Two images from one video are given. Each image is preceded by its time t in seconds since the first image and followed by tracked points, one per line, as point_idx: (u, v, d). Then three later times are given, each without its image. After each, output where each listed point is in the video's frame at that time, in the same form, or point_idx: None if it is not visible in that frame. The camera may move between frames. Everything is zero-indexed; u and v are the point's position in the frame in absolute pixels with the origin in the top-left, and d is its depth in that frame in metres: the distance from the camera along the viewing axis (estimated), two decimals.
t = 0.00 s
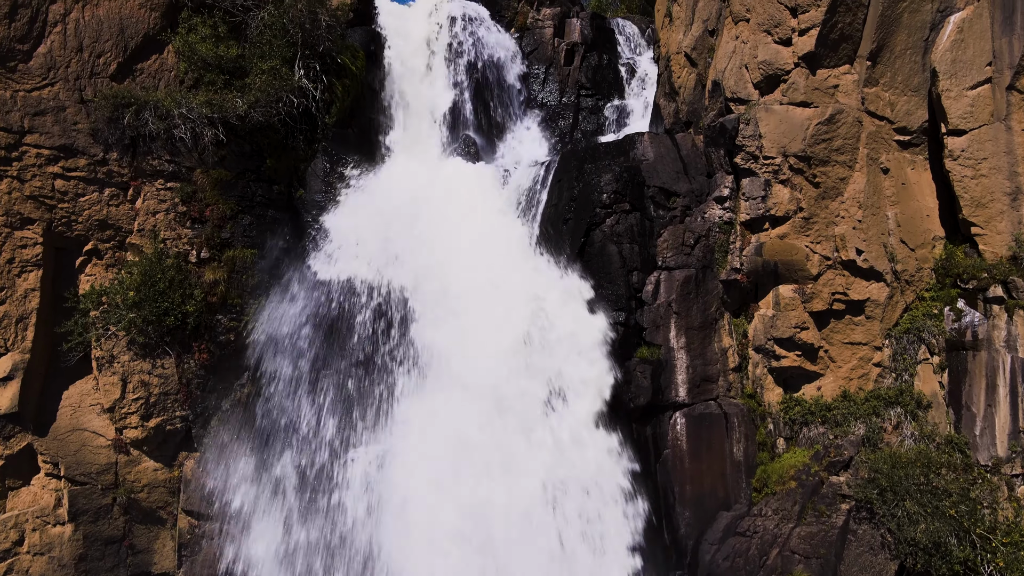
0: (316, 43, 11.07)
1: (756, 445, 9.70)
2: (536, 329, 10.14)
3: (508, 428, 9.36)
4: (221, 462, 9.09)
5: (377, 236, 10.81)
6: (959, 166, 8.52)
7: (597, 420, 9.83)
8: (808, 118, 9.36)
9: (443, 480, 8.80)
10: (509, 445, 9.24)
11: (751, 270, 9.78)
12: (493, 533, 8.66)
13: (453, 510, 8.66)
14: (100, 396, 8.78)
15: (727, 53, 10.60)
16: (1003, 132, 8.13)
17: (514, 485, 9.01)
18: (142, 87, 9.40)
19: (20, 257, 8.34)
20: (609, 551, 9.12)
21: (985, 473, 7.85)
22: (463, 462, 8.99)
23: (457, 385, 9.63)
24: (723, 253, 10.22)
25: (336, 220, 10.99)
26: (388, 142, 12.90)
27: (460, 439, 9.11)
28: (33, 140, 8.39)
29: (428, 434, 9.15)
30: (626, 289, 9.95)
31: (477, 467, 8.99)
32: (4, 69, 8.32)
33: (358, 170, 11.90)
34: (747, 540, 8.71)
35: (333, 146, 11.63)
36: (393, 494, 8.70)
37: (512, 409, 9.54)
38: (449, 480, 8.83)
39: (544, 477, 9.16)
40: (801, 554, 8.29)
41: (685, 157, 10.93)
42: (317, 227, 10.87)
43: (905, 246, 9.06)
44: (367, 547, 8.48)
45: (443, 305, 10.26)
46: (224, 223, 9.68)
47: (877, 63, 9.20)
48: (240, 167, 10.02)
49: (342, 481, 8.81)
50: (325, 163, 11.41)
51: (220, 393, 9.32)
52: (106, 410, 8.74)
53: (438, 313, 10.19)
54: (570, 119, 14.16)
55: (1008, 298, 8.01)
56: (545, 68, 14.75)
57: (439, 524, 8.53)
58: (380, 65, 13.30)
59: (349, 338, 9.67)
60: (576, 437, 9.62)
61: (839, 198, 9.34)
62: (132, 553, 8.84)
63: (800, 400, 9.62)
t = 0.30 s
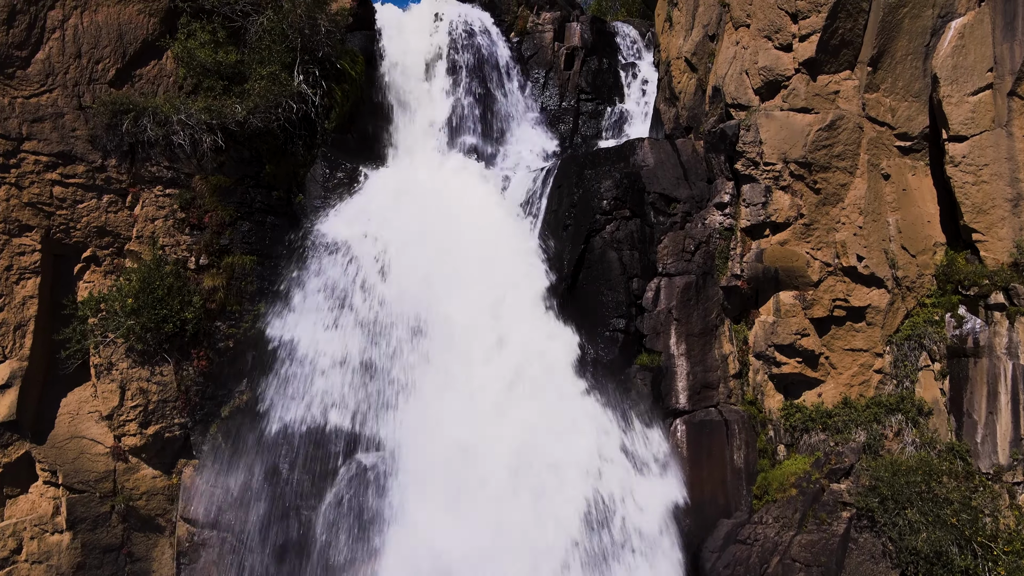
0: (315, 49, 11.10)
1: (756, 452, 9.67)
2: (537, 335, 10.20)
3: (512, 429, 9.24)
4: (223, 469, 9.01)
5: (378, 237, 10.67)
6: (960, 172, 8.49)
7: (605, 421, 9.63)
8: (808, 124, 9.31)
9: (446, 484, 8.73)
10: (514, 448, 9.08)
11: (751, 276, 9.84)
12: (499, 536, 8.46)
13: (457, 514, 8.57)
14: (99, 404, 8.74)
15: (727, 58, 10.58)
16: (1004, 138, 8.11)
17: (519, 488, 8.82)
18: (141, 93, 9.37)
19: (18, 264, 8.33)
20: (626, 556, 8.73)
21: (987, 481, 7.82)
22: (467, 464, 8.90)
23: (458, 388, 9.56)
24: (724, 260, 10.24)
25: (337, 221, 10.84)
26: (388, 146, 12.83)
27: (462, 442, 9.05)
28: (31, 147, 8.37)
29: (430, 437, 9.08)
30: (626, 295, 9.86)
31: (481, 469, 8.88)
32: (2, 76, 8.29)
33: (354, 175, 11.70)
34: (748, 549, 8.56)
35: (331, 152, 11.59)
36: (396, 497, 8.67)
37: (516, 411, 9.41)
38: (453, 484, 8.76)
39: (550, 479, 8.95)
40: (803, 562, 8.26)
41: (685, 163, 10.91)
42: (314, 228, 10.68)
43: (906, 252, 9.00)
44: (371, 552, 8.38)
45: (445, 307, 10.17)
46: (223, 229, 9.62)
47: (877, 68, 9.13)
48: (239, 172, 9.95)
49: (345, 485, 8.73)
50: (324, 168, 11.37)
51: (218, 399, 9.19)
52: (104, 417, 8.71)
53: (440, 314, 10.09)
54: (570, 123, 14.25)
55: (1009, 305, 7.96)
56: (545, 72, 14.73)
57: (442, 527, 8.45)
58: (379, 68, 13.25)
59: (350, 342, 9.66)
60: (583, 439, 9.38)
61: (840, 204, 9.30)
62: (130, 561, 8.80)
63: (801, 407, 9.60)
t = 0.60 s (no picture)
0: (315, 54, 11.06)
1: (757, 458, 9.65)
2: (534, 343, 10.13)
3: (505, 438, 9.29)
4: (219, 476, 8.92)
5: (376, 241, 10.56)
6: (961, 177, 8.48)
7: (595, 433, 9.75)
8: (809, 130, 9.30)
9: (437, 493, 8.75)
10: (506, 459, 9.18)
11: (751, 282, 9.81)
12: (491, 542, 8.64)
13: (447, 524, 8.61)
14: (96, 411, 8.70)
15: (727, 64, 10.56)
16: (1006, 143, 8.05)
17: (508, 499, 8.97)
18: (139, 99, 9.35)
19: (16, 271, 8.30)
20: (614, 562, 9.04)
21: (988, 489, 7.77)
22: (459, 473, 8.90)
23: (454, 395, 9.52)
24: (724, 266, 10.21)
25: (336, 224, 10.75)
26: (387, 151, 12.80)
27: (457, 450, 9.05)
28: (29, 153, 8.34)
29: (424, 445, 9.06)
30: (626, 301, 9.76)
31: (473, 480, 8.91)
32: None
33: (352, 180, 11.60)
34: (749, 556, 8.71)
35: (331, 158, 11.49)
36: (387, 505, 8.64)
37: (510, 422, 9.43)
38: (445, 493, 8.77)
39: (536, 491, 9.13)
40: (804, 570, 8.24)
41: (686, 168, 10.89)
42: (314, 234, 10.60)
43: (908, 258, 8.97)
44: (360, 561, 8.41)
45: (440, 315, 10.16)
46: (222, 235, 9.60)
47: (878, 74, 9.16)
48: (238, 178, 9.91)
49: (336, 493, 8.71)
50: (323, 174, 11.25)
51: (216, 406, 9.13)
52: (101, 425, 8.66)
53: (435, 321, 10.09)
54: (570, 128, 14.19)
55: (1011, 312, 7.89)
56: (545, 76, 14.71)
57: (437, 534, 8.53)
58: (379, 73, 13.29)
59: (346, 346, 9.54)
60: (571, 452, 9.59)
61: (841, 210, 9.29)
62: (128, 569, 8.78)
63: (801, 413, 9.56)
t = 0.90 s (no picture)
0: (314, 58, 11.03)
1: (758, 465, 9.52)
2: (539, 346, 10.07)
3: (512, 441, 9.14)
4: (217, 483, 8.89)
5: (380, 244, 10.56)
6: (964, 183, 8.42)
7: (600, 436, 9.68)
8: (810, 135, 9.23)
9: (442, 497, 8.62)
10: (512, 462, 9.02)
11: (752, 288, 9.78)
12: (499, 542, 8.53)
13: (451, 527, 8.46)
14: (94, 418, 8.66)
15: (727, 68, 10.53)
16: (1008, 149, 8.02)
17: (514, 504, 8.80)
18: (137, 104, 9.31)
19: (14, 277, 8.26)
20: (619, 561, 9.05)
21: (990, 496, 7.75)
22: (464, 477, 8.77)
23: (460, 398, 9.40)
24: (724, 272, 10.14)
25: (341, 227, 10.84)
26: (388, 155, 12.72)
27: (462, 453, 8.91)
28: (26, 159, 8.31)
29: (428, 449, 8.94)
30: (626, 307, 9.77)
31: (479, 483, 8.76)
32: None
33: (353, 185, 11.62)
34: (750, 564, 8.63)
35: (330, 162, 11.45)
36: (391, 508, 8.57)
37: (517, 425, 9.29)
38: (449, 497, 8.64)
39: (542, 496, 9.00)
40: None
41: (685, 173, 10.83)
42: (314, 240, 10.61)
43: (909, 263, 8.93)
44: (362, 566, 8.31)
45: (445, 317, 10.04)
46: (220, 241, 9.51)
47: (880, 78, 9.08)
48: (237, 183, 9.87)
49: (343, 490, 8.67)
50: (323, 178, 11.24)
51: (216, 412, 9.12)
52: (100, 432, 8.62)
53: (442, 318, 10.01)
54: (570, 132, 14.13)
55: (1014, 318, 7.90)
56: (545, 80, 14.65)
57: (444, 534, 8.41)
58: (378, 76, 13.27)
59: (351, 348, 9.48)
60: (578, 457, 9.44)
61: (842, 215, 9.21)
62: None
63: (802, 419, 9.52)
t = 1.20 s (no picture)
0: (313, 63, 10.99)
1: (760, 472, 9.47)
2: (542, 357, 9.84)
3: (510, 456, 9.07)
4: (216, 492, 8.76)
5: (380, 250, 10.67)
6: (966, 189, 8.36)
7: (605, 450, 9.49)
8: (812, 140, 9.19)
9: (438, 506, 8.61)
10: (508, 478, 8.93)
11: (753, 294, 9.66)
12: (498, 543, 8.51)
13: (451, 527, 8.50)
14: (92, 426, 8.60)
15: (728, 73, 10.48)
16: (1011, 155, 7.96)
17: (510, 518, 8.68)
18: (135, 109, 9.25)
19: (11, 285, 8.21)
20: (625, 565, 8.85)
21: (994, 505, 7.67)
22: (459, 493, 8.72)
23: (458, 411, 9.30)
24: (725, 278, 10.09)
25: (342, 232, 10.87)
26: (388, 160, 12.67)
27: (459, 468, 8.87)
28: (23, 165, 8.26)
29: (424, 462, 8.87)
30: (627, 315, 9.74)
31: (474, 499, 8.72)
32: None
33: (351, 191, 11.57)
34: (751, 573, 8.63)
35: (328, 167, 11.38)
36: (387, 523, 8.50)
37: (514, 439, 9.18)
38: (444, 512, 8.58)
39: (541, 504, 8.86)
40: None
41: (687, 179, 10.67)
42: (314, 246, 10.59)
43: (911, 270, 8.82)
44: None
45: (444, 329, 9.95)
46: (218, 248, 9.43)
47: (882, 83, 9.02)
48: (236, 190, 9.80)
49: (343, 491, 8.73)
50: (322, 184, 11.17)
51: (214, 420, 8.94)
52: (97, 440, 8.57)
53: (441, 321, 10.05)
54: (571, 136, 14.09)
55: (1018, 325, 7.80)
56: (545, 83, 14.61)
57: (443, 534, 8.44)
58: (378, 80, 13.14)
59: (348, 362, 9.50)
60: (579, 470, 9.24)
61: (844, 221, 9.17)
62: None
63: (805, 427, 9.48)
